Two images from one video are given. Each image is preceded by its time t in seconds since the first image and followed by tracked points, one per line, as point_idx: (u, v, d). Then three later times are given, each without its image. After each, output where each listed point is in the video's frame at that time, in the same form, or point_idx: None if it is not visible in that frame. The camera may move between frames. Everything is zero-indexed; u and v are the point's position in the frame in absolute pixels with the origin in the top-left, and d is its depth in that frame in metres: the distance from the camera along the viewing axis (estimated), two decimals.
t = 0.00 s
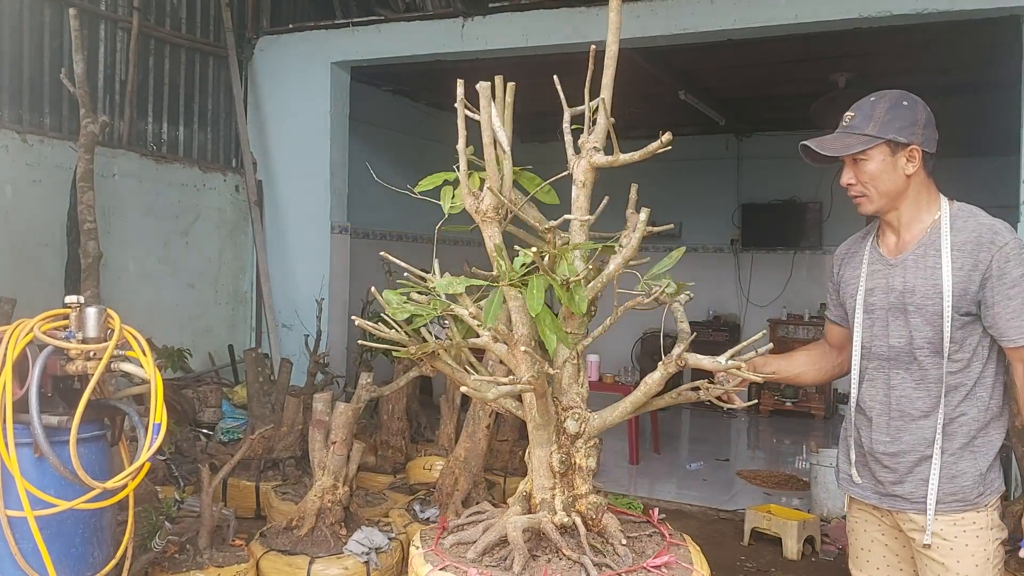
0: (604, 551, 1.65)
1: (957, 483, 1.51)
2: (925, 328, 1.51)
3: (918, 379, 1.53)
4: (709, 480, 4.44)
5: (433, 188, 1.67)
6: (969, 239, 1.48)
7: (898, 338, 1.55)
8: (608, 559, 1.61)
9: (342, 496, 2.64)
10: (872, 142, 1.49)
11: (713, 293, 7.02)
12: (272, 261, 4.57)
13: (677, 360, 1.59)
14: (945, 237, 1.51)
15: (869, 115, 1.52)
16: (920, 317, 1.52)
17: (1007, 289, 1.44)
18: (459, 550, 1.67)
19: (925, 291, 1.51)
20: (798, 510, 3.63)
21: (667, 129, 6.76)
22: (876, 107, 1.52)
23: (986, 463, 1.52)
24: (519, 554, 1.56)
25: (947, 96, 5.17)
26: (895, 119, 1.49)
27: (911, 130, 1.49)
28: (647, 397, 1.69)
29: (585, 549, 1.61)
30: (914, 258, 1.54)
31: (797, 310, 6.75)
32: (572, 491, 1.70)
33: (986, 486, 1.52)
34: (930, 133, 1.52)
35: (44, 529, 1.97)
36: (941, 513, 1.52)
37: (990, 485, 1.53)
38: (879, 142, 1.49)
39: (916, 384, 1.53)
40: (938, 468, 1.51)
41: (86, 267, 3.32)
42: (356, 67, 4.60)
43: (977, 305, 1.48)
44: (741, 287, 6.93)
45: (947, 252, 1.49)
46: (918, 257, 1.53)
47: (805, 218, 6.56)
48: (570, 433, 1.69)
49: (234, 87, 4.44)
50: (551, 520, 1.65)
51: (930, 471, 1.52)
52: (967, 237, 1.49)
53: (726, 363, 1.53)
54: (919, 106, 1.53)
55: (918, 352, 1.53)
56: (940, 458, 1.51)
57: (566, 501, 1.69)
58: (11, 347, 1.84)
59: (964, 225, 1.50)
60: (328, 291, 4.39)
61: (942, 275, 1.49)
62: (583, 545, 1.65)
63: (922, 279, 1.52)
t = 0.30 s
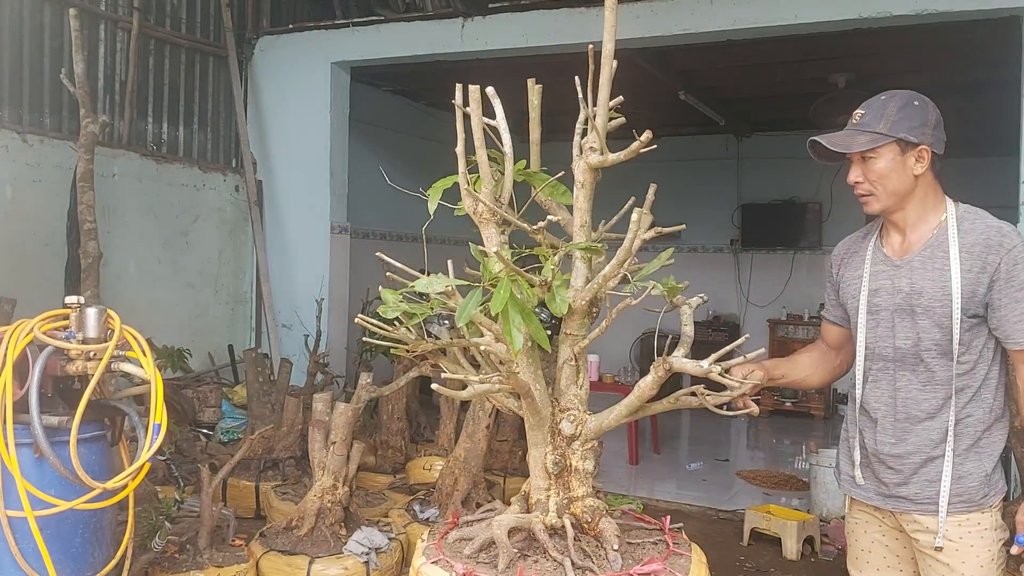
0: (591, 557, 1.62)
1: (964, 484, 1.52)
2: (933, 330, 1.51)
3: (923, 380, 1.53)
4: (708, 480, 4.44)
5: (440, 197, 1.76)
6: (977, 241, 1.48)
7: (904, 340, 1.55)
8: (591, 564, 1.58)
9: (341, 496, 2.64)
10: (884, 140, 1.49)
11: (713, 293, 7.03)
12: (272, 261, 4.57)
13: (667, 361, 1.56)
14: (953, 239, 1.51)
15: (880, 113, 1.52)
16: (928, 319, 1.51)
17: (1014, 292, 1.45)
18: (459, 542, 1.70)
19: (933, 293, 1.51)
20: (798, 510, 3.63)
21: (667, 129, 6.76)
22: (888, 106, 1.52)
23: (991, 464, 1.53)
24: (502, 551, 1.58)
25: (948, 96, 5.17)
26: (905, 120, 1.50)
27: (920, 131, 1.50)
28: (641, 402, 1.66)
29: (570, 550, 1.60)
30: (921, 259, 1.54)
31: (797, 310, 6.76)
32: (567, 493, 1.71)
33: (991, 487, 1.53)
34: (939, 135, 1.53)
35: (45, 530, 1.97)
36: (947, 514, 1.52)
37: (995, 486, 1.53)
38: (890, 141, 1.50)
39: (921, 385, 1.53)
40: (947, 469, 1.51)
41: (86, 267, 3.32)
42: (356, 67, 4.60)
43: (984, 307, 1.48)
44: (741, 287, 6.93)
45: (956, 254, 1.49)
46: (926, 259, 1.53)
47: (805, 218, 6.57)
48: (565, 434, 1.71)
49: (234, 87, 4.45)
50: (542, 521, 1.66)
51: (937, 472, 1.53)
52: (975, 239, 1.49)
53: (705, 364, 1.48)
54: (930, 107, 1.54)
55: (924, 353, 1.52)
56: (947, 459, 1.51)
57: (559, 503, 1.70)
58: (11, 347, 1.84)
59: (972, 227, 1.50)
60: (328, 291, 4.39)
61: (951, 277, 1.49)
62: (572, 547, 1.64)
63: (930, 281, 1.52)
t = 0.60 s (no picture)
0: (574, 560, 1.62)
1: (959, 483, 1.52)
2: (928, 326, 1.52)
3: (918, 376, 1.54)
4: (708, 480, 4.44)
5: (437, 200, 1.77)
6: (976, 239, 1.49)
7: (900, 335, 1.55)
8: (571, 567, 1.58)
9: (342, 496, 2.64)
10: (905, 143, 1.50)
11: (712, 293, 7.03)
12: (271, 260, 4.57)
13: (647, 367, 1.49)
14: (952, 237, 1.51)
15: (908, 115, 1.51)
16: (923, 315, 1.52)
17: (1011, 292, 1.44)
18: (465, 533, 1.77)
19: (928, 289, 1.52)
20: (797, 510, 3.63)
21: (667, 129, 6.76)
22: (919, 109, 1.51)
23: (986, 464, 1.53)
24: (487, 550, 1.61)
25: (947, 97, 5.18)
26: (933, 127, 1.50)
27: (944, 140, 1.51)
28: (629, 405, 1.62)
29: (553, 552, 1.61)
30: (919, 256, 1.54)
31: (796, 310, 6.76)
32: (561, 496, 1.70)
33: (987, 487, 1.53)
34: (961, 148, 1.53)
35: (46, 530, 1.97)
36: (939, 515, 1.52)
37: (991, 486, 1.53)
38: (912, 145, 1.50)
39: (915, 381, 1.54)
40: (942, 467, 1.51)
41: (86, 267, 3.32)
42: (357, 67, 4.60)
43: (980, 305, 1.49)
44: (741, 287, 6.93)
45: (953, 252, 1.50)
46: (923, 255, 1.54)
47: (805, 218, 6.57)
48: (560, 437, 1.69)
49: (234, 87, 4.45)
50: (531, 521, 1.68)
51: (931, 470, 1.53)
52: (974, 238, 1.49)
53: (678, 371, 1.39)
54: (961, 118, 1.53)
55: (919, 349, 1.53)
56: (941, 456, 1.52)
57: (553, 504, 1.70)
58: (11, 348, 1.84)
59: (972, 227, 1.51)
60: (327, 291, 4.39)
61: (947, 274, 1.50)
62: (560, 547, 1.65)
63: (926, 277, 1.52)
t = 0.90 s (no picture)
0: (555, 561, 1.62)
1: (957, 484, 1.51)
2: (925, 325, 1.52)
3: (915, 375, 1.54)
4: (708, 481, 4.44)
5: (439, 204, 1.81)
6: (972, 239, 1.50)
7: (897, 334, 1.56)
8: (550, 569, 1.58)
9: (343, 497, 2.65)
10: (918, 148, 1.50)
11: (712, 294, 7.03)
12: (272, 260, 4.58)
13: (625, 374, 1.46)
14: (948, 237, 1.52)
15: (922, 120, 1.51)
16: (920, 314, 1.53)
17: (1004, 290, 1.44)
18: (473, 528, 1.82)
19: (925, 288, 1.52)
20: (797, 511, 3.63)
21: (667, 129, 6.76)
22: (933, 114, 1.52)
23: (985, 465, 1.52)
24: (477, 548, 1.66)
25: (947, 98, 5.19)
26: (945, 134, 1.50)
27: (954, 147, 1.51)
28: (616, 411, 1.60)
29: (537, 553, 1.62)
30: (917, 255, 1.55)
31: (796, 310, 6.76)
32: (556, 498, 1.72)
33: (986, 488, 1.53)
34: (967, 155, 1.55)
35: (47, 531, 1.98)
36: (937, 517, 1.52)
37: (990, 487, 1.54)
38: (924, 150, 1.50)
39: (913, 381, 1.54)
40: (939, 468, 1.51)
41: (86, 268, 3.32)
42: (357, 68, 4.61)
43: (975, 303, 1.49)
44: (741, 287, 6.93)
45: (950, 250, 1.51)
46: (921, 254, 1.55)
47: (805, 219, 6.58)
48: (555, 437, 1.70)
49: (234, 88, 4.45)
50: (523, 521, 1.70)
51: (928, 470, 1.53)
52: (970, 237, 1.51)
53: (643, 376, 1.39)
54: (970, 124, 1.55)
55: (917, 348, 1.53)
56: (938, 456, 1.52)
57: (547, 506, 1.72)
58: (14, 349, 1.84)
59: (969, 227, 1.52)
60: (327, 291, 4.39)
61: (943, 273, 1.51)
62: (548, 547, 1.66)
63: (922, 276, 1.53)
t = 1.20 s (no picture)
0: (536, 563, 1.64)
1: (962, 486, 1.52)
2: (928, 327, 1.52)
3: (916, 379, 1.54)
4: (708, 483, 4.45)
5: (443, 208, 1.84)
6: (972, 241, 1.51)
7: (899, 337, 1.55)
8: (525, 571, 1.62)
9: (343, 498, 2.65)
10: (923, 151, 1.51)
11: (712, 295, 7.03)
12: (272, 262, 4.58)
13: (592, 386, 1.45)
14: (949, 240, 1.53)
15: (925, 123, 1.52)
16: (923, 316, 1.53)
17: (1009, 292, 1.46)
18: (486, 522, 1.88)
19: (928, 290, 1.52)
20: (797, 513, 3.63)
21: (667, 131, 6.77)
22: (935, 118, 1.53)
23: (988, 467, 1.54)
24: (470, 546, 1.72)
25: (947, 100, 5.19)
26: (947, 139, 1.52)
27: (954, 152, 1.53)
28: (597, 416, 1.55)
29: (518, 554, 1.65)
30: (916, 257, 1.55)
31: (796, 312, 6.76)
32: (548, 501, 1.72)
33: (990, 490, 1.54)
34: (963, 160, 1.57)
35: (48, 533, 1.98)
36: (945, 520, 1.53)
37: (993, 489, 1.55)
38: (926, 154, 1.51)
39: (915, 384, 1.54)
40: (944, 471, 1.52)
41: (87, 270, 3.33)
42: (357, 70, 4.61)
43: (978, 305, 1.50)
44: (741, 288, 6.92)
45: (951, 253, 1.52)
46: (922, 257, 1.55)
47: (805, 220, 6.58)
48: (548, 441, 1.71)
49: (235, 90, 4.46)
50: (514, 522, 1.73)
51: (933, 472, 1.53)
52: (971, 240, 1.51)
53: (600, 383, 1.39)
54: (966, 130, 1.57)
55: (919, 350, 1.53)
56: (944, 458, 1.52)
57: (540, 508, 1.73)
58: (15, 352, 1.84)
59: (968, 229, 1.53)
60: (328, 293, 4.40)
61: (946, 275, 1.51)
62: (535, 548, 1.68)
63: (924, 279, 1.53)
